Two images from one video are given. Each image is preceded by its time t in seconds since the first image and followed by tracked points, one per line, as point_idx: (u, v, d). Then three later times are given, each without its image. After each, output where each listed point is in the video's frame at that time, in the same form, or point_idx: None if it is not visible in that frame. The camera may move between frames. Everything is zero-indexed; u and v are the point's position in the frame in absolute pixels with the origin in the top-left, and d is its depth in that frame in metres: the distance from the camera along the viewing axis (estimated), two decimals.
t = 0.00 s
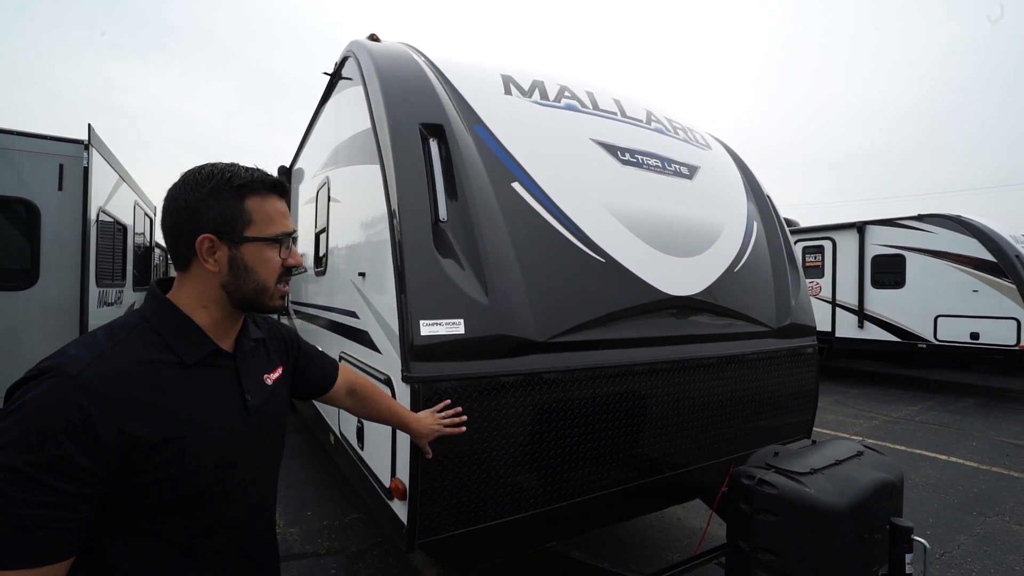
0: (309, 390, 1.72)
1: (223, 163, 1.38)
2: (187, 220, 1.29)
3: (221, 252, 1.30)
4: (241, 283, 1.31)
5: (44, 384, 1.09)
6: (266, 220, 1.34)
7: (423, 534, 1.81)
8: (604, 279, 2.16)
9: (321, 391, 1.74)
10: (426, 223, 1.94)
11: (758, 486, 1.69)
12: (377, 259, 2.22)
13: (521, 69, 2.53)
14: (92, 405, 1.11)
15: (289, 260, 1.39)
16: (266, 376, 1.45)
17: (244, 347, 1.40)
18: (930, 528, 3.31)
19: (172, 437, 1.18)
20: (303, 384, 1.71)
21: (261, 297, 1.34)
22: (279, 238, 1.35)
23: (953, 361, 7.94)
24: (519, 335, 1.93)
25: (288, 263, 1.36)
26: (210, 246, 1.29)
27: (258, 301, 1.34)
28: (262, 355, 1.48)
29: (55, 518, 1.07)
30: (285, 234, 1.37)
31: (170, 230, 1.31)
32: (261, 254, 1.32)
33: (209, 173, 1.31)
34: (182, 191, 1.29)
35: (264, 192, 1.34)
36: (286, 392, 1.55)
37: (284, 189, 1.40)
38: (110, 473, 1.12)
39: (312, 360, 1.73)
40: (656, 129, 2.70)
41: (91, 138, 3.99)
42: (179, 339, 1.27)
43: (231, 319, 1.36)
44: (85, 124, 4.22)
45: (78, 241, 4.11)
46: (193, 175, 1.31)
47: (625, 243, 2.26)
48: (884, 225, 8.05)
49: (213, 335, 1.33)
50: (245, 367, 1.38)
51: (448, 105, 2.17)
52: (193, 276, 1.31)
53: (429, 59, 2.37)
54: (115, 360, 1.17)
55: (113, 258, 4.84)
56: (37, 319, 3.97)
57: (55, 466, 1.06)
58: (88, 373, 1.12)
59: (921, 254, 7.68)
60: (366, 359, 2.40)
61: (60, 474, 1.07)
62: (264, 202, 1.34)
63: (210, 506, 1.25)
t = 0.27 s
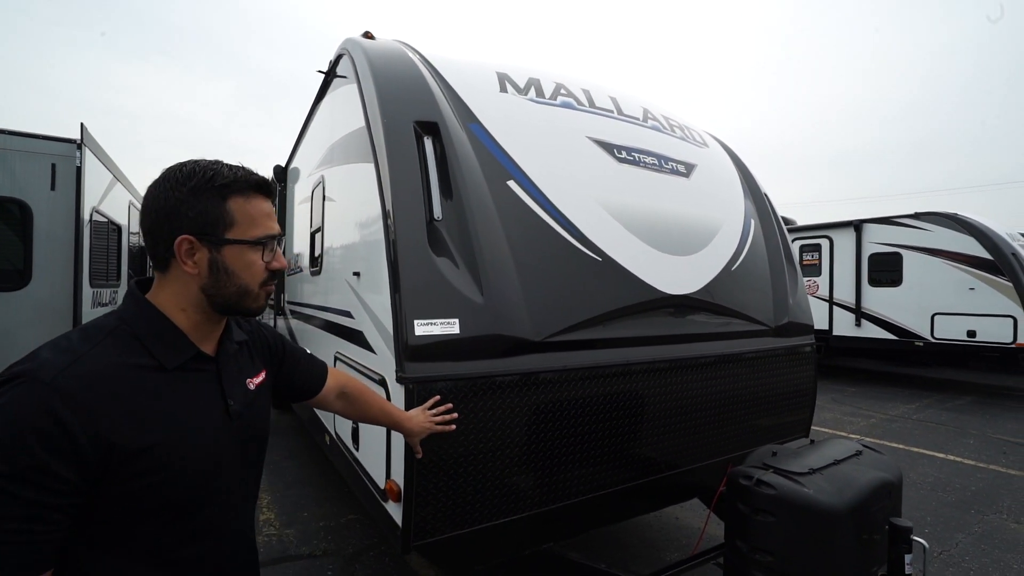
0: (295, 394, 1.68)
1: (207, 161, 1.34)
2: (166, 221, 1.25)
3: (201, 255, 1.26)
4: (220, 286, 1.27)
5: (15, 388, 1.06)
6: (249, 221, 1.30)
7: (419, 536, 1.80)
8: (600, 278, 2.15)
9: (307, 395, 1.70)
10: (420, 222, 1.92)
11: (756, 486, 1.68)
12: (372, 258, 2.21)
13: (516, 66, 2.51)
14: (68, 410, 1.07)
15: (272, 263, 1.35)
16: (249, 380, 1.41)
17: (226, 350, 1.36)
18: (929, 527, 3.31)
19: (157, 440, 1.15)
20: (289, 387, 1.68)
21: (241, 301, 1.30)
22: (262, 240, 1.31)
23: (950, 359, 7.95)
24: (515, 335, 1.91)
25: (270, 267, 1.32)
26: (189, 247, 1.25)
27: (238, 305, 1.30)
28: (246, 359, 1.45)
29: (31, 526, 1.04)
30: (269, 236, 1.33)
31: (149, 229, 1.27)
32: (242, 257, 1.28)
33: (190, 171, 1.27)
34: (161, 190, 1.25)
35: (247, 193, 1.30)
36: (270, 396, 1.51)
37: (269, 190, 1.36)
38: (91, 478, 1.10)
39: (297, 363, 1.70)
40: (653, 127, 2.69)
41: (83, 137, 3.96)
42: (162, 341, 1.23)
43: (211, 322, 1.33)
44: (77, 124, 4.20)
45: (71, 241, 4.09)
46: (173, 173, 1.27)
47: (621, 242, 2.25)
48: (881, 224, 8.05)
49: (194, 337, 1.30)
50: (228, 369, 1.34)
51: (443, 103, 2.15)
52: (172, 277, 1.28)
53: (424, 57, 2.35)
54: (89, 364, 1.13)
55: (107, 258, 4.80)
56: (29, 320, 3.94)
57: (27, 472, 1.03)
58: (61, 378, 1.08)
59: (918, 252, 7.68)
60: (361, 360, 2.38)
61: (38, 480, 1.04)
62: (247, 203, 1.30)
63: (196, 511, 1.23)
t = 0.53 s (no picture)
0: (280, 401, 1.65)
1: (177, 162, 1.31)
2: (133, 224, 1.21)
3: (171, 258, 1.22)
4: (192, 291, 1.23)
5: None
6: (221, 223, 1.26)
7: (412, 542, 1.77)
8: (596, 278, 2.12)
9: (294, 402, 1.67)
10: (413, 223, 1.89)
11: (755, 491, 1.65)
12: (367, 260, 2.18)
13: (511, 65, 2.48)
14: (37, 421, 1.04)
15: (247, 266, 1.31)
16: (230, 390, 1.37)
17: (202, 357, 1.32)
18: (929, 527, 3.29)
19: (130, 450, 1.12)
20: (274, 394, 1.64)
21: (214, 305, 1.26)
22: (235, 241, 1.27)
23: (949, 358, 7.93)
24: (510, 337, 1.89)
25: (244, 269, 1.28)
26: (159, 251, 1.22)
27: (212, 310, 1.26)
28: (227, 366, 1.41)
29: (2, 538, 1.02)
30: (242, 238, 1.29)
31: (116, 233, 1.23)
32: (213, 259, 1.24)
33: (157, 171, 1.24)
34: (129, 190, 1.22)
35: (218, 193, 1.27)
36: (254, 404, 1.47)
37: (242, 190, 1.32)
38: (68, 489, 1.07)
39: (283, 369, 1.66)
40: (650, 126, 2.66)
41: (75, 138, 3.93)
42: (141, 348, 1.20)
43: (185, 329, 1.28)
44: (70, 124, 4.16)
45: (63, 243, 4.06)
46: (140, 174, 1.24)
47: (618, 242, 2.22)
48: (879, 222, 8.03)
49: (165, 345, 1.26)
50: (204, 379, 1.30)
51: (436, 102, 2.12)
52: (142, 282, 1.24)
53: (417, 55, 2.33)
54: (53, 376, 1.09)
55: (101, 259, 4.77)
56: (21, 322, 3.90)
57: None
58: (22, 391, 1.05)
59: (917, 250, 7.66)
60: (355, 362, 2.35)
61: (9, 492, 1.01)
62: (218, 203, 1.26)
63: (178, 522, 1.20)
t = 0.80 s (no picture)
0: (272, 401, 1.63)
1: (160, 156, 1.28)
2: (116, 220, 1.18)
3: (156, 256, 1.19)
4: (177, 287, 1.21)
5: None
6: (207, 218, 1.24)
7: (410, 544, 1.74)
8: (594, 277, 2.10)
9: (286, 402, 1.64)
10: (410, 221, 1.86)
11: (756, 492, 1.63)
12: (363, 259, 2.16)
13: (509, 62, 2.46)
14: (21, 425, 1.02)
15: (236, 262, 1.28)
16: (220, 389, 1.35)
17: (190, 356, 1.29)
18: (930, 527, 3.27)
19: (116, 452, 1.10)
20: (266, 394, 1.62)
21: (201, 303, 1.23)
22: (221, 237, 1.25)
23: (949, 357, 7.92)
24: (508, 336, 1.86)
25: (231, 265, 1.26)
26: (143, 248, 1.19)
27: (198, 307, 1.24)
28: (217, 365, 1.39)
29: None
30: (229, 233, 1.26)
31: (99, 231, 1.21)
32: (199, 255, 1.22)
33: (140, 165, 1.21)
34: (112, 185, 1.19)
35: (203, 187, 1.24)
36: (244, 404, 1.45)
37: (229, 184, 1.30)
38: (53, 493, 1.05)
39: (275, 369, 1.64)
40: (649, 124, 2.64)
41: (70, 136, 3.90)
42: (128, 348, 1.18)
43: (171, 327, 1.26)
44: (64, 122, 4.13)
45: (57, 242, 4.03)
46: (122, 169, 1.21)
47: (617, 241, 2.20)
48: (879, 221, 8.02)
49: (152, 345, 1.23)
50: (192, 377, 1.27)
51: (433, 99, 2.10)
52: (126, 280, 1.21)
53: (414, 52, 2.30)
54: (35, 379, 1.06)
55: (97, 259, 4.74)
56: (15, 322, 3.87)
57: None
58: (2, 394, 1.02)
59: (916, 249, 7.65)
60: (351, 362, 2.33)
61: None
62: (203, 198, 1.24)
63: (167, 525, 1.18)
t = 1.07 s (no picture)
0: (276, 403, 1.62)
1: (170, 157, 1.27)
2: (125, 222, 1.17)
3: (165, 259, 1.19)
4: (186, 292, 1.20)
5: None
6: (217, 222, 1.23)
7: (415, 547, 1.74)
8: (598, 278, 2.09)
9: (290, 404, 1.64)
10: (414, 222, 1.86)
11: (762, 494, 1.62)
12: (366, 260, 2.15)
13: (512, 62, 2.45)
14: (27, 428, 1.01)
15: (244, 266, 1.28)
16: (225, 391, 1.35)
17: (196, 358, 1.29)
18: (932, 527, 3.26)
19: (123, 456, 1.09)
20: (270, 396, 1.61)
21: (209, 307, 1.23)
22: (231, 241, 1.24)
23: (949, 356, 7.92)
24: (512, 337, 1.86)
25: (240, 270, 1.26)
26: (153, 252, 1.18)
27: (206, 311, 1.23)
28: (221, 367, 1.39)
29: None
30: (239, 238, 1.26)
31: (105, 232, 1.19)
32: (210, 259, 1.21)
33: (150, 168, 1.20)
34: (121, 187, 1.18)
35: (215, 191, 1.24)
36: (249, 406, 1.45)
37: (239, 188, 1.29)
38: (59, 498, 1.04)
39: (278, 370, 1.64)
40: (651, 124, 2.63)
41: (71, 137, 3.89)
42: (133, 352, 1.17)
43: (177, 330, 1.25)
44: (65, 123, 4.12)
45: (58, 243, 4.02)
46: (132, 170, 1.20)
47: (620, 241, 2.19)
48: (879, 221, 8.02)
49: (158, 349, 1.23)
50: (198, 379, 1.27)
51: (436, 99, 2.09)
52: (133, 283, 1.20)
53: (416, 52, 2.30)
54: (40, 384, 1.05)
55: (98, 260, 4.73)
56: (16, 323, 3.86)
57: None
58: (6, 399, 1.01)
59: (917, 249, 7.65)
60: (354, 363, 2.32)
61: None
62: (214, 202, 1.23)
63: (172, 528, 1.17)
